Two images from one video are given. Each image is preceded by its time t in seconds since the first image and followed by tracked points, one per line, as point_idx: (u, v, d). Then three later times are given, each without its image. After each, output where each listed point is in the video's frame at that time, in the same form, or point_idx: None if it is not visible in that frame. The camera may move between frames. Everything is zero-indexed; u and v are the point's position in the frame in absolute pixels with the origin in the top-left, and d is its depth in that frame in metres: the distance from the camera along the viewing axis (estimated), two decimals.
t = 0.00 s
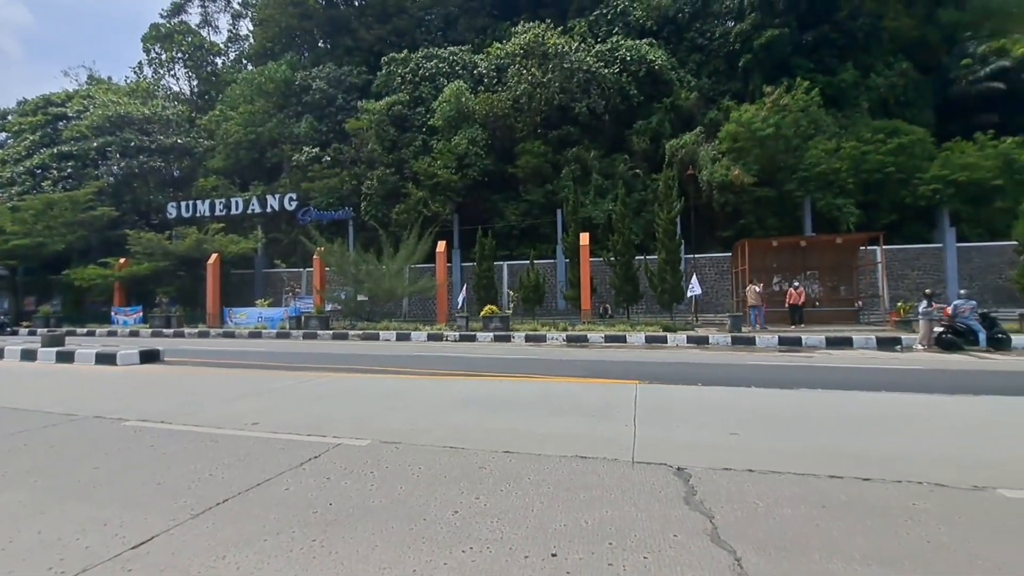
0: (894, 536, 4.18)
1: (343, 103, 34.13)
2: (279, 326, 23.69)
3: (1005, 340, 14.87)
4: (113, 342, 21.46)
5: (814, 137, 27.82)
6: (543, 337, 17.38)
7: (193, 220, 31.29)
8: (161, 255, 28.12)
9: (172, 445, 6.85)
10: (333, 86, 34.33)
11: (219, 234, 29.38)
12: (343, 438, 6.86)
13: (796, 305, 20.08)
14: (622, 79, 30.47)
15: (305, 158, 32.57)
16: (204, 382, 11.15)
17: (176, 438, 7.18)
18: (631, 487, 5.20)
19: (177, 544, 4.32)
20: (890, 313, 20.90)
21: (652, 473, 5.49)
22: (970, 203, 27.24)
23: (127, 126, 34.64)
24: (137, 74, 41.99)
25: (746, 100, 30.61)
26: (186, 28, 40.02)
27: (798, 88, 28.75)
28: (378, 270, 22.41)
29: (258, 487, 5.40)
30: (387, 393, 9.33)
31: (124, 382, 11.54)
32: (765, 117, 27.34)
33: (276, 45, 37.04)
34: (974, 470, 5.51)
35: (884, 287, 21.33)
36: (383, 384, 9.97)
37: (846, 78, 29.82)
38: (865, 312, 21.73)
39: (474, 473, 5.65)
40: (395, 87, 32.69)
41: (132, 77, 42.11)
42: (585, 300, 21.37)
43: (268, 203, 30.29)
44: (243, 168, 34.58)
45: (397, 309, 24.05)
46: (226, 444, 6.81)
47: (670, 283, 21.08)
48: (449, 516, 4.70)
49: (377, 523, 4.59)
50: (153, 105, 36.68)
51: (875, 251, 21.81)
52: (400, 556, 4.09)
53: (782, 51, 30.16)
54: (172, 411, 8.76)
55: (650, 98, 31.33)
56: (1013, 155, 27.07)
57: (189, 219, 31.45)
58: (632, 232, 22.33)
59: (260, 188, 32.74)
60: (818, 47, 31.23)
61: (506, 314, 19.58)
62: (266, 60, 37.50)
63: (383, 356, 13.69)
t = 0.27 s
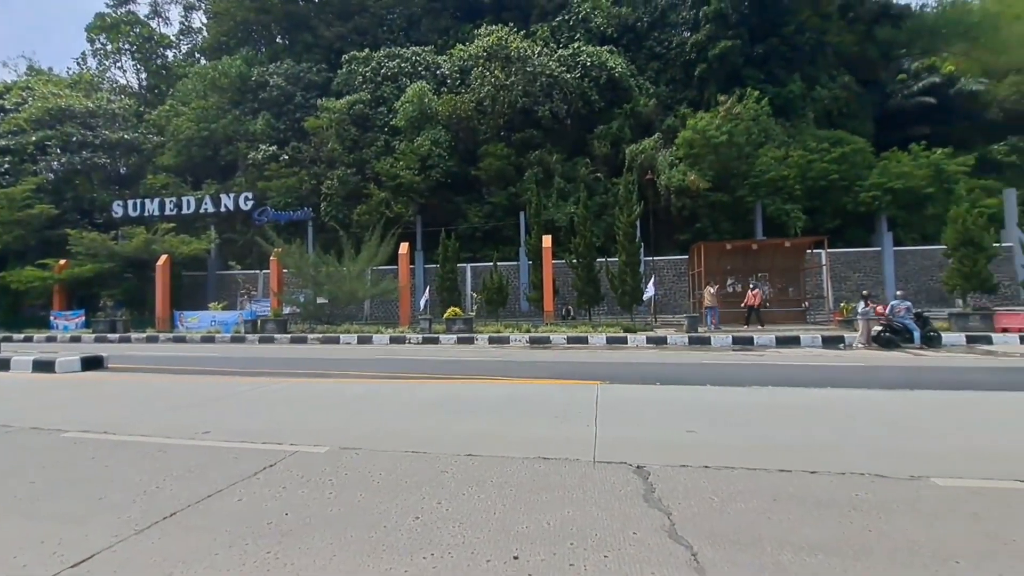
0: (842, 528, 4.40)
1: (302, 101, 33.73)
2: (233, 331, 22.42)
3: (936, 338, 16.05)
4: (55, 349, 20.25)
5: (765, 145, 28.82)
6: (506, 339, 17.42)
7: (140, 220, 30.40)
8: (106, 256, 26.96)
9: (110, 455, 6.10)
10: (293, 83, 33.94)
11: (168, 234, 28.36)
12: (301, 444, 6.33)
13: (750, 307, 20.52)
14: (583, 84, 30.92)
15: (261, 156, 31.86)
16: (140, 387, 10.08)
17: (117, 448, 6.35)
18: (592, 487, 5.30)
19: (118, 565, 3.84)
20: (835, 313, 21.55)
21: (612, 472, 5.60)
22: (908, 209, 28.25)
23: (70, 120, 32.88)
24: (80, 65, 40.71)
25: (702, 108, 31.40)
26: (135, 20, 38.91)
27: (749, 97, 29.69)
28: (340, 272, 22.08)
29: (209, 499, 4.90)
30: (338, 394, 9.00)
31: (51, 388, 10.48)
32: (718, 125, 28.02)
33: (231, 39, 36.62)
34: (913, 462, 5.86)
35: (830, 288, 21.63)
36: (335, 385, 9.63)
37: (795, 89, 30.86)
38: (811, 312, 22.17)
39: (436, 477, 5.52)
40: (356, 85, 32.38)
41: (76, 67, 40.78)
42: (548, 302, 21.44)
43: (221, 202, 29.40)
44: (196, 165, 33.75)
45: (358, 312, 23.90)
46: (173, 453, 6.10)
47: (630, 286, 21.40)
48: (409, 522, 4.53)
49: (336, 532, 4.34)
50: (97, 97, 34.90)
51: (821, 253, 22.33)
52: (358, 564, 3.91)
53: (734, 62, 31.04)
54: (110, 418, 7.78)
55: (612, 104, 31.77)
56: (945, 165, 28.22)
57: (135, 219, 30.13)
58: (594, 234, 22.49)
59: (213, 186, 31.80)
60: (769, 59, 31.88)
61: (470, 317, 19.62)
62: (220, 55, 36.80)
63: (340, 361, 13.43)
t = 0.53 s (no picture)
0: (793, 521, 4.58)
1: (262, 97, 32.99)
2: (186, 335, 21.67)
3: (880, 336, 16.63)
4: None
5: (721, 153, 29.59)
6: (472, 341, 17.39)
7: (87, 218, 29.60)
8: (49, 257, 25.69)
9: (52, 469, 5.81)
10: (251, 79, 33.13)
11: (117, 234, 27.32)
12: (258, 452, 6.18)
13: (714, 307, 20.74)
14: (548, 89, 30.94)
15: (218, 153, 30.95)
16: (78, 396, 9.54)
17: (60, 461, 6.05)
18: (556, 488, 5.32)
19: None
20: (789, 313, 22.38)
21: (575, 472, 5.67)
22: (853, 215, 29.45)
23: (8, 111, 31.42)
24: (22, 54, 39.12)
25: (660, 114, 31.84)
26: (83, 9, 37.55)
27: (706, 105, 30.19)
28: (301, 274, 21.67)
29: (160, 511, 4.75)
30: (291, 400, 8.61)
31: None
32: (678, 131, 28.45)
33: (186, 32, 35.76)
34: (860, 456, 6.14)
35: (780, 291, 22.35)
36: (289, 391, 9.22)
37: (749, 99, 31.73)
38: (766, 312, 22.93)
39: (399, 483, 5.44)
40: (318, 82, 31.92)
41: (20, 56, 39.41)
42: (514, 304, 21.40)
43: (174, 201, 29.39)
44: (150, 162, 32.87)
45: (319, 315, 23.65)
46: (121, 465, 5.86)
47: (593, 288, 21.58)
48: (371, 530, 4.47)
49: (294, 543, 4.23)
50: (40, 89, 33.36)
51: (774, 257, 22.97)
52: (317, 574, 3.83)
53: (693, 71, 31.65)
54: (48, 430, 7.30)
55: (576, 108, 31.88)
56: (886, 173, 29.39)
57: (81, 218, 29.44)
58: (559, 236, 22.71)
59: (165, 184, 30.82)
60: (724, 69, 32.71)
61: (435, 319, 19.57)
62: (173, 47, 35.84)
63: (296, 364, 13.15)
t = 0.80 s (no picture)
0: (753, 517, 4.65)
1: (222, 92, 32.04)
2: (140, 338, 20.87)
3: (830, 336, 17.25)
4: None
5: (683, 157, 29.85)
6: (440, 343, 17.22)
7: (31, 215, 27.74)
8: None
9: None
10: (210, 74, 32.14)
11: (66, 233, 26.29)
12: (214, 459, 5.98)
13: (681, 307, 20.89)
14: (516, 91, 30.94)
15: (174, 149, 30.20)
16: (15, 403, 9.12)
17: None
18: (524, 489, 5.26)
19: None
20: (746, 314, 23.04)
21: (543, 473, 5.63)
22: (805, 220, 30.37)
23: None
24: None
25: (626, 120, 32.34)
26: None
27: (669, 112, 30.46)
28: (261, 275, 21.18)
29: (110, 523, 4.54)
30: (248, 408, 8.24)
31: None
32: (642, 137, 28.45)
33: (140, 23, 34.18)
34: (815, 451, 6.29)
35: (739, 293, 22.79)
36: (246, 397, 8.90)
37: (710, 107, 32.32)
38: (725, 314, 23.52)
39: (365, 489, 5.30)
40: (281, 79, 31.27)
41: None
42: (482, 306, 21.29)
43: (128, 199, 27.69)
44: (101, 157, 31.81)
45: (281, 318, 23.29)
46: (67, 477, 5.57)
47: (560, 291, 21.58)
48: (336, 536, 4.35)
49: (256, 552, 4.08)
50: None
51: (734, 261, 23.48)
52: None
53: (657, 78, 32.07)
54: None
55: (543, 111, 31.94)
56: (837, 181, 30.45)
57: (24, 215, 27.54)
58: (526, 239, 22.63)
59: (117, 181, 29.72)
60: (686, 77, 33.16)
61: (402, 321, 19.33)
62: (126, 38, 34.52)
63: (250, 368, 12.78)
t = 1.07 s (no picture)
0: (726, 513, 4.66)
1: (191, 88, 31.59)
2: (103, 341, 20.31)
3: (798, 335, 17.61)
4: None
5: (658, 161, 30.15)
6: (416, 345, 17.09)
7: None
8: None
9: None
10: (179, 69, 31.64)
11: (26, 232, 25.50)
12: (181, 465, 5.83)
13: (659, 307, 21.12)
14: (493, 93, 30.93)
15: (140, 146, 29.41)
16: None
17: None
18: (500, 489, 5.21)
19: None
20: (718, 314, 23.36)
21: (521, 473, 5.57)
22: (775, 224, 30.71)
23: None
24: None
25: (602, 124, 32.33)
26: None
27: (643, 116, 30.60)
28: (232, 276, 20.84)
29: (71, 533, 4.39)
30: (215, 413, 8.02)
31: None
32: (617, 139, 28.51)
33: (105, 16, 33.35)
34: (786, 446, 6.35)
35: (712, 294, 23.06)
36: (211, 401, 8.69)
37: (683, 112, 32.69)
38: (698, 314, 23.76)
39: (339, 493, 5.18)
40: (253, 76, 30.78)
41: None
42: (458, 307, 21.18)
43: (91, 197, 27.24)
44: (63, 153, 30.96)
45: (253, 320, 22.93)
46: (26, 486, 5.38)
47: (537, 292, 21.57)
48: (308, 541, 4.26)
49: (226, 560, 3.97)
50: None
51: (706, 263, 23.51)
52: None
53: (631, 83, 32.31)
54: None
55: (520, 113, 32.00)
56: (804, 185, 30.81)
57: None
58: (503, 240, 22.64)
59: (79, 178, 28.94)
60: (660, 83, 33.44)
61: (377, 322, 19.14)
62: (89, 31, 33.43)
63: (213, 371, 12.51)
